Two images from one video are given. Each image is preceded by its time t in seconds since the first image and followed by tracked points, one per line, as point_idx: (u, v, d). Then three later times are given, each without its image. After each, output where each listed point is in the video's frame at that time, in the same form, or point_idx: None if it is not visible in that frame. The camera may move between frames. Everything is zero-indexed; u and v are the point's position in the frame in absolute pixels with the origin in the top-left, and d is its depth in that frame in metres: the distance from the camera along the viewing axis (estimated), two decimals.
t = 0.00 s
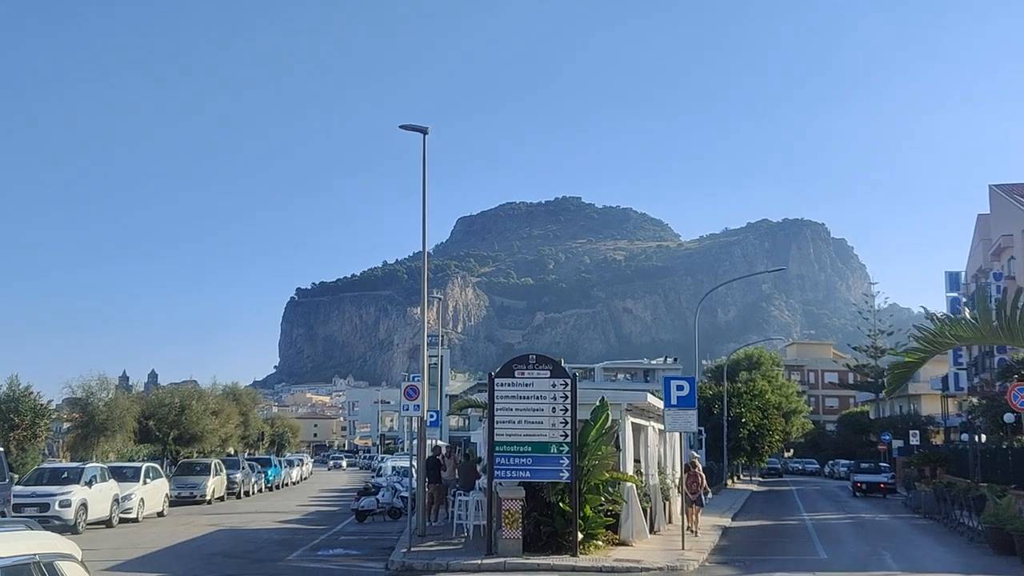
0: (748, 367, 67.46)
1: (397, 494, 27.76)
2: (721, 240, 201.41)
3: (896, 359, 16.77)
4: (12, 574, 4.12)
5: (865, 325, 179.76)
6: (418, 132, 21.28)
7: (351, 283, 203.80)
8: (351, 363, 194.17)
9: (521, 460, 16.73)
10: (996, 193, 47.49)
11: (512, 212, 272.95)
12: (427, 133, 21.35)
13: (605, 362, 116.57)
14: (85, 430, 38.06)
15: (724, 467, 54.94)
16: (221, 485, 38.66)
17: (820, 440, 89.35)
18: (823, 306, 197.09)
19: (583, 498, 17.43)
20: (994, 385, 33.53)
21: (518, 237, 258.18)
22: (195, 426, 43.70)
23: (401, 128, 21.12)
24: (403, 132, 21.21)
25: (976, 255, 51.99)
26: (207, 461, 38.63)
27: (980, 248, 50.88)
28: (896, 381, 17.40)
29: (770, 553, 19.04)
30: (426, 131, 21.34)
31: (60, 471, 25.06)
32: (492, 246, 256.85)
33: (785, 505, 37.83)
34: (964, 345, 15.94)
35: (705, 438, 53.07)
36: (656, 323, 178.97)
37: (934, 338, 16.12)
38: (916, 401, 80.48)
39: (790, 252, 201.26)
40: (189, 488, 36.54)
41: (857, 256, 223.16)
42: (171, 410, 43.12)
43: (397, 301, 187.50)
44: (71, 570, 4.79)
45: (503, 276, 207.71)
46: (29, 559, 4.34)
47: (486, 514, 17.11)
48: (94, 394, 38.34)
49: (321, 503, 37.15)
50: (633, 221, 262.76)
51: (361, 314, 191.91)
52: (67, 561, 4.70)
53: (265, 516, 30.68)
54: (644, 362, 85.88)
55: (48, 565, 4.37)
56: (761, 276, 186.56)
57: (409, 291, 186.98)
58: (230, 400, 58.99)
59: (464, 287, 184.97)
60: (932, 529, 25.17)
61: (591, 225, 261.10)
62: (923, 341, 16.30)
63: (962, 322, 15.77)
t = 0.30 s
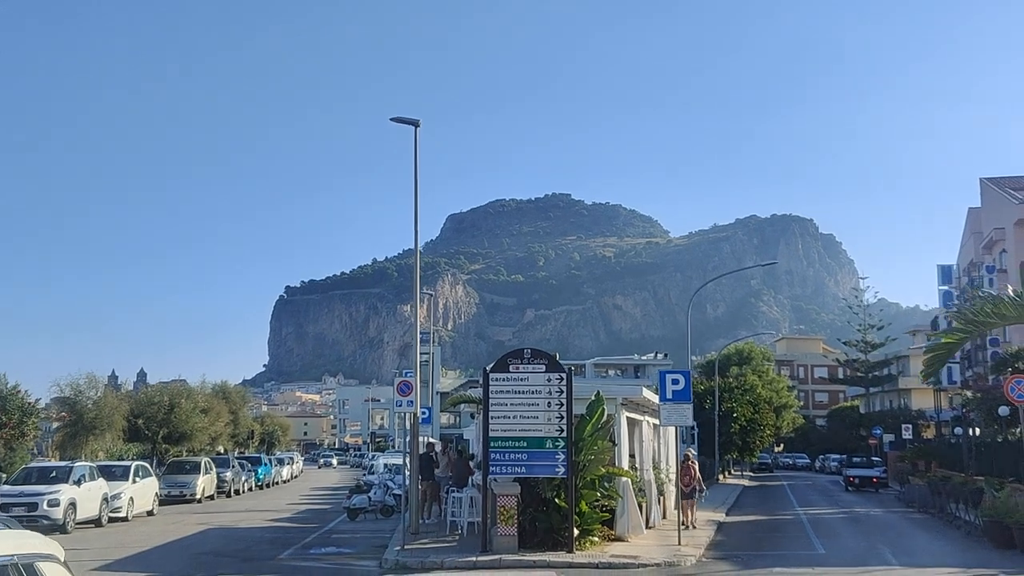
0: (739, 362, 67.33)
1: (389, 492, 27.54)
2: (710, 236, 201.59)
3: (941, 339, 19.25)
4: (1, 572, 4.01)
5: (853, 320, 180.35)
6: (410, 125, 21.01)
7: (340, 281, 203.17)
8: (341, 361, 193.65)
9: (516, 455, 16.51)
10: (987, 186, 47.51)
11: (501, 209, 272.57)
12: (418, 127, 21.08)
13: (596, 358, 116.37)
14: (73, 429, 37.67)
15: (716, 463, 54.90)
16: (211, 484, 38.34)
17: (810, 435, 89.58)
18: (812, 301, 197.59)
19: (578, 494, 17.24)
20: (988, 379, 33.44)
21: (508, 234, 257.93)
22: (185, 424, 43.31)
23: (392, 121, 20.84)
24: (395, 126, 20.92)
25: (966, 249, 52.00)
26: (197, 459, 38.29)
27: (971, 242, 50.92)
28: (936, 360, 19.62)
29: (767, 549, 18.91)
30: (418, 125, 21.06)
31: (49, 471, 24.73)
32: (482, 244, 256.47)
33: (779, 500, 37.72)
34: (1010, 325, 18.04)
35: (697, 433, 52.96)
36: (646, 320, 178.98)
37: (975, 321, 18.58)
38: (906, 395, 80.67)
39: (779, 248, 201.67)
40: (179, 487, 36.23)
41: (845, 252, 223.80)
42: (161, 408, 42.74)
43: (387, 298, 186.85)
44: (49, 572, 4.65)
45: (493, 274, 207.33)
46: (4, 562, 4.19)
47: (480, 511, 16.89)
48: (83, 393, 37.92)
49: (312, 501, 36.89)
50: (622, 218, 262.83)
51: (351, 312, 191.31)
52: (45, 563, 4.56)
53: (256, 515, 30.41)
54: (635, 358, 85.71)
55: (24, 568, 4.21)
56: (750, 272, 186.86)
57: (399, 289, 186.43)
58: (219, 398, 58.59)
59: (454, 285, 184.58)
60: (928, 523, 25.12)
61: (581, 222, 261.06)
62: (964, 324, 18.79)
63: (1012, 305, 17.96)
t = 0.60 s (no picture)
0: (730, 361, 67.25)
1: (381, 492, 27.34)
2: (701, 235, 201.69)
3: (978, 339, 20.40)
4: None
5: (844, 319, 180.78)
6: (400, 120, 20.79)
7: (331, 281, 202.74)
8: (333, 361, 193.26)
9: (510, 454, 16.31)
10: (980, 182, 47.56)
11: (492, 208, 272.32)
12: (410, 123, 20.89)
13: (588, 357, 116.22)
14: (61, 430, 37.29)
15: (709, 460, 54.83)
16: (201, 485, 38.03)
17: (802, 433, 89.56)
18: (803, 300, 197.97)
19: (573, 493, 17.05)
20: (982, 375, 33.39)
21: (499, 234, 257.64)
22: (175, 425, 42.92)
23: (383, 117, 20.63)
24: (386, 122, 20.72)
25: (958, 246, 52.06)
26: (187, 459, 37.97)
27: (963, 239, 50.94)
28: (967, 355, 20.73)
29: (763, 548, 18.75)
30: (409, 121, 20.86)
31: (36, 472, 24.41)
32: (473, 243, 256.15)
33: (773, 497, 37.67)
34: None
35: (691, 431, 52.81)
36: (637, 319, 178.95)
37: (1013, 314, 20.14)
38: (898, 393, 80.82)
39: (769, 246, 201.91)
40: (169, 488, 35.86)
41: (836, 250, 224.31)
42: (150, 409, 42.38)
43: (378, 298, 186.31)
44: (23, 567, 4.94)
45: (484, 273, 206.95)
46: None
47: (474, 511, 16.66)
48: (71, 394, 37.53)
49: (303, 501, 36.59)
50: (613, 217, 262.90)
51: (342, 312, 190.81)
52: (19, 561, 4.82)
53: (246, 516, 30.18)
54: (627, 357, 85.48)
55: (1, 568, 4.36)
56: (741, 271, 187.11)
57: (390, 288, 185.96)
58: (209, 398, 58.22)
59: (445, 284, 184.22)
60: (923, 521, 25.11)
61: (572, 221, 261.07)
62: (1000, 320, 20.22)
63: None
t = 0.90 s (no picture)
0: (725, 366, 66.95)
1: (374, 499, 27.03)
2: (695, 241, 201.81)
3: None
4: None
5: (838, 324, 180.98)
6: (394, 122, 20.56)
7: (326, 287, 202.34)
8: (327, 368, 192.76)
9: (505, 459, 16.03)
10: (975, 187, 47.51)
11: (487, 214, 272.24)
12: (403, 124, 20.64)
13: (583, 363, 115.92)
14: (51, 436, 36.86)
15: (705, 467, 54.50)
16: (193, 492, 37.65)
17: (797, 439, 89.32)
18: (797, 306, 198.16)
19: (569, 500, 16.76)
20: (980, 381, 33.19)
21: (493, 240, 257.50)
22: (166, 431, 42.49)
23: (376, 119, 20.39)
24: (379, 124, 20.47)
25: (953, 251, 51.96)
26: (178, 467, 37.58)
27: (958, 243, 50.87)
28: None
29: (762, 554, 18.48)
30: (402, 123, 20.61)
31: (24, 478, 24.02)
32: (467, 249, 255.88)
33: (769, 504, 37.38)
34: None
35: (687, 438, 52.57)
36: (632, 325, 178.78)
37: None
38: (893, 398, 80.73)
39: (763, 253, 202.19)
40: (160, 495, 35.48)
41: (829, 256, 224.62)
42: (141, 415, 41.96)
43: (372, 305, 185.71)
44: None
45: (478, 280, 206.53)
46: None
47: (467, 517, 16.37)
48: (61, 400, 37.08)
49: (296, 509, 36.25)
50: (608, 223, 262.93)
51: (336, 319, 190.22)
52: None
53: (238, 523, 29.82)
54: (622, 363, 85.14)
55: None
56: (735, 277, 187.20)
57: (384, 295, 185.53)
58: (202, 405, 57.79)
59: (439, 291, 183.62)
60: (922, 527, 24.90)
61: (566, 228, 261.13)
62: None
63: None
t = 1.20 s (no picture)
0: (719, 374, 66.75)
1: (365, 510, 26.71)
2: (688, 249, 201.83)
3: None
4: None
5: (831, 332, 181.10)
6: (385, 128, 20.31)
7: (318, 296, 201.78)
8: (319, 376, 192.10)
9: (498, 470, 15.75)
10: (968, 195, 47.43)
11: (479, 222, 272.00)
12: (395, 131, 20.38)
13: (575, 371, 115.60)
14: (39, 447, 36.37)
15: (698, 475, 54.20)
16: (182, 502, 37.25)
17: (790, 447, 89.15)
18: (789, 314, 198.31)
19: (563, 511, 16.50)
20: (975, 388, 32.95)
21: (486, 248, 257.23)
22: (155, 441, 42.04)
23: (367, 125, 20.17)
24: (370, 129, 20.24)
25: (947, 258, 51.90)
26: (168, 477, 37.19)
27: (952, 251, 50.80)
28: None
29: (758, 565, 18.28)
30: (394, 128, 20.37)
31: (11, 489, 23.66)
32: (460, 257, 255.45)
33: (763, 513, 37.10)
34: None
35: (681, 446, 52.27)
36: (624, 333, 178.78)
37: None
38: (887, 406, 80.62)
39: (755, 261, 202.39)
40: (150, 505, 35.13)
41: (821, 264, 224.96)
42: (131, 425, 41.52)
43: (364, 313, 185.11)
44: None
45: (470, 287, 206.09)
46: None
47: (459, 529, 16.08)
48: (49, 409, 36.61)
49: (287, 519, 35.87)
50: (600, 232, 262.97)
51: (329, 327, 189.50)
52: None
53: (229, 533, 29.48)
54: (615, 371, 84.86)
55: None
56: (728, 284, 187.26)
57: (376, 303, 184.94)
58: (192, 415, 57.32)
59: (432, 299, 182.87)
60: (918, 537, 24.67)
61: (558, 235, 261.09)
62: None
63: None
